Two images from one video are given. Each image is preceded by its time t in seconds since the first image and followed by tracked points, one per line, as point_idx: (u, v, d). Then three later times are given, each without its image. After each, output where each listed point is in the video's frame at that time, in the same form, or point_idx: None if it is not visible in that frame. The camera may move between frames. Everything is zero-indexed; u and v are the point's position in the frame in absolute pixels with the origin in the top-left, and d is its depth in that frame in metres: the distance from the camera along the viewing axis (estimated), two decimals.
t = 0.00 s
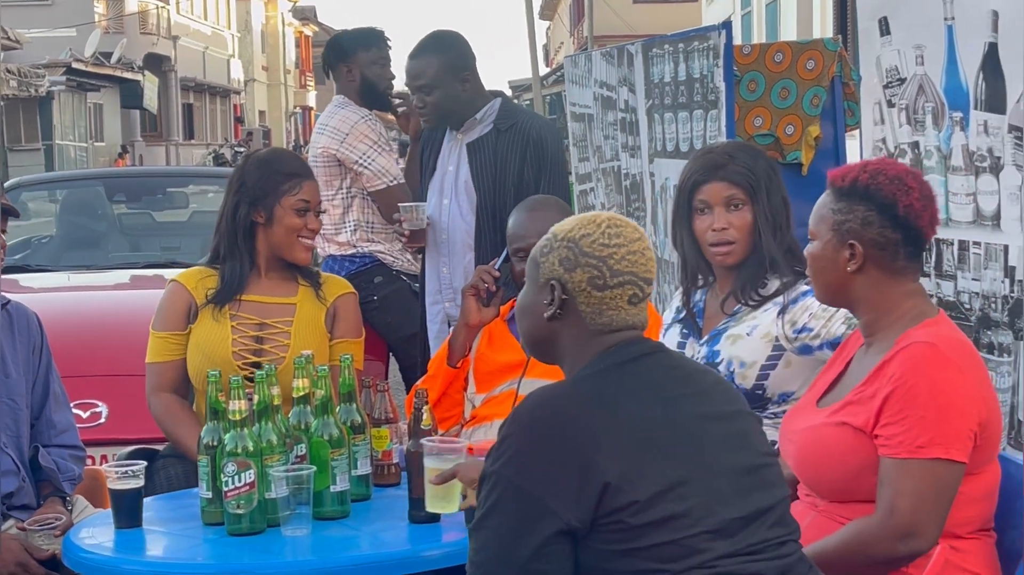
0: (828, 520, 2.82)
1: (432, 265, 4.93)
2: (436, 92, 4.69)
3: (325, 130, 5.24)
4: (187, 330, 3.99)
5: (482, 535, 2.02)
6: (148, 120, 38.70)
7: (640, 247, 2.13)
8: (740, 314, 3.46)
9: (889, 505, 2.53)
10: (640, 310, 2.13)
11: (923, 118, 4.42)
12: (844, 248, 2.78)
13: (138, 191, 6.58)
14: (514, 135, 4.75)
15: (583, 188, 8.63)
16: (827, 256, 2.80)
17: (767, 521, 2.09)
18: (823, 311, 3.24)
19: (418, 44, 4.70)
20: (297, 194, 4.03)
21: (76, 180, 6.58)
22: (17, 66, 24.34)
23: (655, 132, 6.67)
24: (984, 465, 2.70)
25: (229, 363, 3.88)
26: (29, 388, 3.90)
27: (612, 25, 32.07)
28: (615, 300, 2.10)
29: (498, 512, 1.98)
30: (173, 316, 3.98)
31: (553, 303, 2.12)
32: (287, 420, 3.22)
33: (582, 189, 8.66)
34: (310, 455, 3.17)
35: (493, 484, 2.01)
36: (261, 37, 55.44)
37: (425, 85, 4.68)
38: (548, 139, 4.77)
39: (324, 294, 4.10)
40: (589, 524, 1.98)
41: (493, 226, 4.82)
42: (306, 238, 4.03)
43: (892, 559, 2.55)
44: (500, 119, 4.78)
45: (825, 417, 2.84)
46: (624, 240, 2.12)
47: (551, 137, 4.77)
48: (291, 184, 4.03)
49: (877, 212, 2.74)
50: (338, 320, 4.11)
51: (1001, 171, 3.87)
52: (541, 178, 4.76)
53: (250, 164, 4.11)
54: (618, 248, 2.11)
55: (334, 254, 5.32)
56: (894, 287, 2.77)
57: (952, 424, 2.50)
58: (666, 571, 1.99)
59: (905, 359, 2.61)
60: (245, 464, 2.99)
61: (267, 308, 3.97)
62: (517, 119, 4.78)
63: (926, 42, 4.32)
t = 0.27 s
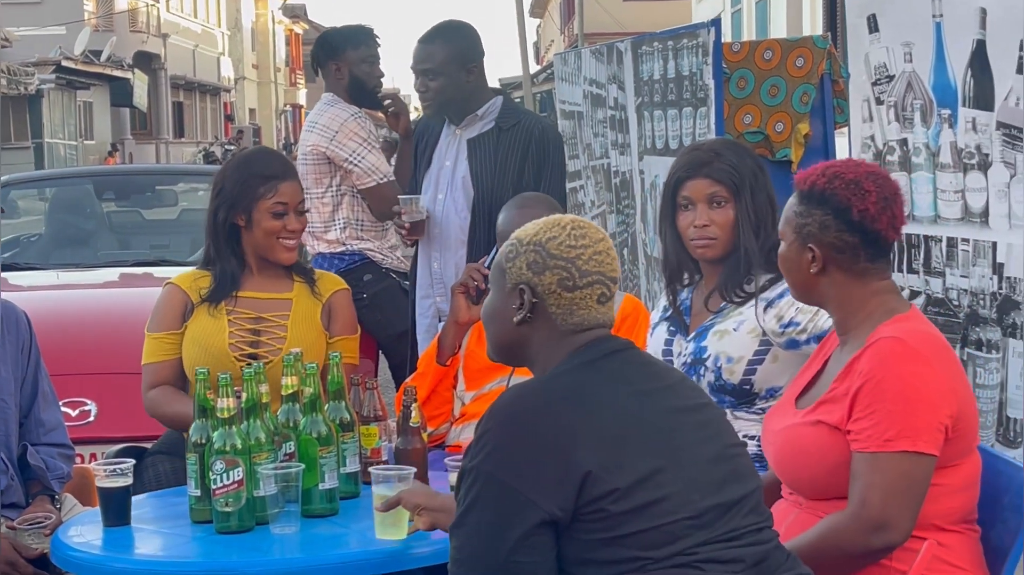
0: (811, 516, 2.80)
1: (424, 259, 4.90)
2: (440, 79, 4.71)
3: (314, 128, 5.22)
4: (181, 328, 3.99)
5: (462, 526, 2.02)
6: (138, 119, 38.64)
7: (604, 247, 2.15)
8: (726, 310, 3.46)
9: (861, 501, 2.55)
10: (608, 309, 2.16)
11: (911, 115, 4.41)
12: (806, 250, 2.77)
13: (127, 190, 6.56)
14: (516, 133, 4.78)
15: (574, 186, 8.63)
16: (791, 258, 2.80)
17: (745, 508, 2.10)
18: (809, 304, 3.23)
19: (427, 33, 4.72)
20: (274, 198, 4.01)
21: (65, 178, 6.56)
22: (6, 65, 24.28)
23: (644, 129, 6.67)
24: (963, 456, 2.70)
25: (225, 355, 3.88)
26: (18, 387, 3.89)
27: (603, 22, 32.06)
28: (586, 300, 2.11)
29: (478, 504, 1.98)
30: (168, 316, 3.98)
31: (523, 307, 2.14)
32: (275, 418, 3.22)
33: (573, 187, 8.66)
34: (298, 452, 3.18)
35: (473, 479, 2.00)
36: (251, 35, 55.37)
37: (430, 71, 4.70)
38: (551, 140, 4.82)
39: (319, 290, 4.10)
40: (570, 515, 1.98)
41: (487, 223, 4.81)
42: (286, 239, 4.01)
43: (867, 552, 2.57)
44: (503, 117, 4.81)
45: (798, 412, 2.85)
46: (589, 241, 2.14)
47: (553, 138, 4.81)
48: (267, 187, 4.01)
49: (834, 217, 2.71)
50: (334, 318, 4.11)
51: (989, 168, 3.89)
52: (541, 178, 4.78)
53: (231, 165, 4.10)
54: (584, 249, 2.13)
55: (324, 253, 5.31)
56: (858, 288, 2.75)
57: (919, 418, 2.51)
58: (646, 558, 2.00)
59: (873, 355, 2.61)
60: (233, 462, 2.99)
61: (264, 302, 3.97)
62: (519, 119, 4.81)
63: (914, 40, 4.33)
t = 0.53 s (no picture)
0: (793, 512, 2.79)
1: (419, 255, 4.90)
2: (446, 71, 4.77)
3: (305, 126, 5.21)
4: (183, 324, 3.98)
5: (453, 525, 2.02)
6: (130, 117, 38.59)
7: (589, 243, 2.14)
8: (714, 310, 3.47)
9: (834, 490, 2.56)
10: (595, 305, 2.15)
11: (902, 113, 4.42)
12: (770, 251, 2.81)
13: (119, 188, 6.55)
14: (520, 134, 4.78)
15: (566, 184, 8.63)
16: (755, 259, 2.84)
17: (734, 506, 2.10)
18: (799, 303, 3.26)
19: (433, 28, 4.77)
20: (250, 210, 3.91)
21: (57, 176, 6.55)
22: None
23: (637, 127, 6.68)
24: (935, 443, 2.72)
25: (226, 350, 3.88)
26: (9, 386, 3.88)
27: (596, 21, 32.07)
28: (570, 297, 2.11)
29: (469, 502, 1.98)
30: (170, 311, 3.97)
31: (509, 306, 2.14)
32: (267, 416, 3.22)
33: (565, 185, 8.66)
34: (290, 451, 3.17)
35: (464, 478, 2.00)
36: (244, 33, 55.33)
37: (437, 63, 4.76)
38: (552, 142, 4.82)
39: (320, 291, 4.08)
40: (561, 514, 1.98)
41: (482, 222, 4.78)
42: (269, 250, 3.93)
43: (846, 542, 2.57)
44: (505, 118, 4.82)
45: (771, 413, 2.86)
46: (573, 238, 2.13)
47: (555, 141, 4.82)
48: (243, 199, 3.91)
49: (796, 217, 2.75)
50: (333, 318, 4.09)
51: (980, 166, 3.90)
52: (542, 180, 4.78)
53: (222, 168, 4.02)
54: (568, 246, 2.12)
55: (316, 250, 5.31)
56: (824, 287, 2.78)
57: (883, 401, 2.53)
58: (636, 557, 2.00)
59: (836, 345, 2.64)
60: (224, 461, 2.98)
61: (264, 300, 3.97)
62: (521, 120, 4.82)
63: (905, 38, 4.33)
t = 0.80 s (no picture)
0: (779, 509, 2.84)
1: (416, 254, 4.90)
2: (447, 68, 4.78)
3: (301, 125, 5.22)
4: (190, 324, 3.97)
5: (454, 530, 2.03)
6: (126, 115, 38.55)
7: (584, 226, 2.16)
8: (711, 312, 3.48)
9: (815, 489, 2.61)
10: (599, 289, 2.15)
11: (896, 113, 4.42)
12: (750, 256, 2.84)
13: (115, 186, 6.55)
14: (518, 134, 4.79)
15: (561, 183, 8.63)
16: (735, 264, 2.87)
17: (736, 513, 2.11)
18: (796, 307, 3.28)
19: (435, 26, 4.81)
20: (246, 223, 3.90)
21: (52, 175, 6.55)
22: None
23: (632, 127, 6.68)
24: (914, 435, 2.74)
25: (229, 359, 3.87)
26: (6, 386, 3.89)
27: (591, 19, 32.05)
28: (572, 281, 2.11)
29: (469, 506, 1.98)
30: (177, 307, 3.96)
31: (513, 301, 2.14)
32: (262, 415, 3.22)
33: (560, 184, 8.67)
34: (285, 450, 3.19)
35: (467, 480, 1.99)
36: (239, 32, 55.29)
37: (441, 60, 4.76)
38: (550, 144, 4.82)
39: (324, 299, 4.05)
40: (562, 520, 1.99)
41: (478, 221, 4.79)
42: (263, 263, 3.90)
43: (829, 539, 2.62)
44: (503, 118, 4.83)
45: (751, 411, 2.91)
46: (567, 222, 2.15)
47: (554, 142, 4.82)
48: (241, 211, 3.89)
49: (775, 220, 2.79)
50: (336, 325, 4.07)
51: (974, 165, 3.91)
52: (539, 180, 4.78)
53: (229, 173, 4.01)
54: (563, 230, 2.14)
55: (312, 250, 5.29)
56: (803, 287, 2.84)
57: (855, 398, 2.59)
58: (636, 564, 2.01)
59: (807, 346, 2.69)
60: (219, 460, 2.98)
61: (270, 307, 3.95)
62: (520, 121, 4.82)
63: (900, 38, 4.34)
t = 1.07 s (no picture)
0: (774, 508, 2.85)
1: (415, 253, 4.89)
2: (467, 66, 4.82)
3: (302, 124, 5.23)
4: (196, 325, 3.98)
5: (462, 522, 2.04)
6: (123, 114, 38.53)
7: (591, 213, 2.18)
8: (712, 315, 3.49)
9: (805, 487, 2.60)
10: (620, 273, 2.16)
11: (895, 112, 4.43)
12: (749, 255, 2.84)
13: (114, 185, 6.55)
14: (514, 132, 4.80)
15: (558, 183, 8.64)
16: (734, 263, 2.87)
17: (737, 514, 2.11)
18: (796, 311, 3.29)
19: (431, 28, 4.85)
20: (253, 237, 3.86)
21: (51, 173, 6.55)
22: None
23: (630, 126, 6.69)
24: (908, 433, 2.76)
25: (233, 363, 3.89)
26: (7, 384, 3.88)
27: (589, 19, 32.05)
28: (589, 266, 2.12)
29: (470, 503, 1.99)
30: (183, 307, 3.97)
31: (539, 302, 2.14)
32: (261, 414, 3.23)
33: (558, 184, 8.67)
34: (284, 448, 3.19)
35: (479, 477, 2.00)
36: (237, 31, 55.28)
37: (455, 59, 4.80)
38: (547, 141, 4.83)
39: (329, 307, 4.05)
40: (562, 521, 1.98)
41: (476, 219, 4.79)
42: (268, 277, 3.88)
43: (819, 538, 2.62)
44: (501, 117, 4.84)
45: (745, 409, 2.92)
46: (572, 213, 2.17)
47: (551, 140, 4.82)
48: (249, 226, 3.85)
49: (775, 218, 2.79)
50: (339, 332, 4.07)
51: (972, 165, 3.92)
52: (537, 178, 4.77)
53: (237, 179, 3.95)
54: (569, 221, 2.16)
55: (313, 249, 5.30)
56: (801, 287, 2.84)
57: (847, 397, 2.59)
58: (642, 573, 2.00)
59: (801, 344, 2.69)
60: (218, 458, 2.99)
61: (275, 314, 3.96)
62: (517, 119, 4.84)
63: (898, 38, 4.35)
